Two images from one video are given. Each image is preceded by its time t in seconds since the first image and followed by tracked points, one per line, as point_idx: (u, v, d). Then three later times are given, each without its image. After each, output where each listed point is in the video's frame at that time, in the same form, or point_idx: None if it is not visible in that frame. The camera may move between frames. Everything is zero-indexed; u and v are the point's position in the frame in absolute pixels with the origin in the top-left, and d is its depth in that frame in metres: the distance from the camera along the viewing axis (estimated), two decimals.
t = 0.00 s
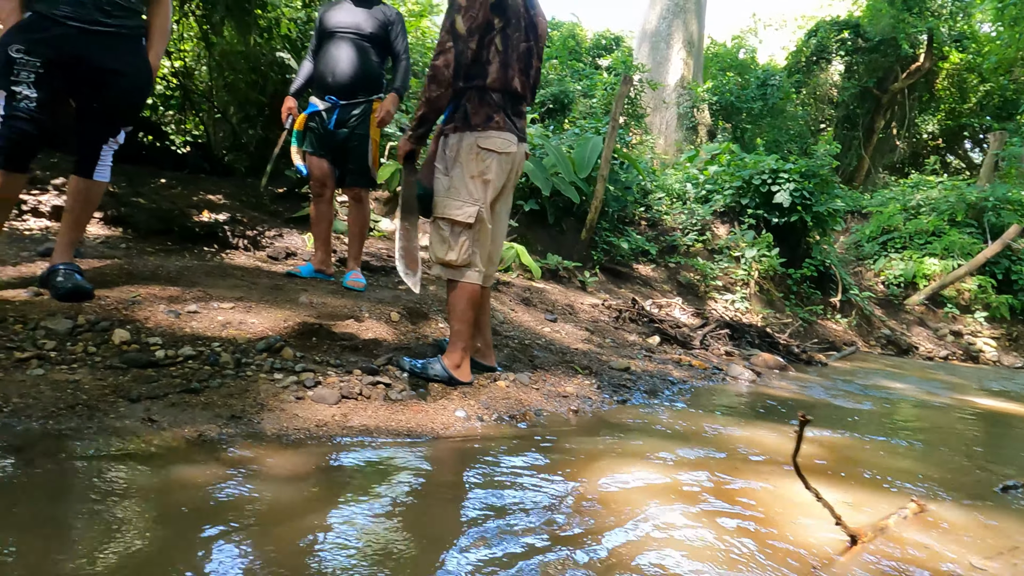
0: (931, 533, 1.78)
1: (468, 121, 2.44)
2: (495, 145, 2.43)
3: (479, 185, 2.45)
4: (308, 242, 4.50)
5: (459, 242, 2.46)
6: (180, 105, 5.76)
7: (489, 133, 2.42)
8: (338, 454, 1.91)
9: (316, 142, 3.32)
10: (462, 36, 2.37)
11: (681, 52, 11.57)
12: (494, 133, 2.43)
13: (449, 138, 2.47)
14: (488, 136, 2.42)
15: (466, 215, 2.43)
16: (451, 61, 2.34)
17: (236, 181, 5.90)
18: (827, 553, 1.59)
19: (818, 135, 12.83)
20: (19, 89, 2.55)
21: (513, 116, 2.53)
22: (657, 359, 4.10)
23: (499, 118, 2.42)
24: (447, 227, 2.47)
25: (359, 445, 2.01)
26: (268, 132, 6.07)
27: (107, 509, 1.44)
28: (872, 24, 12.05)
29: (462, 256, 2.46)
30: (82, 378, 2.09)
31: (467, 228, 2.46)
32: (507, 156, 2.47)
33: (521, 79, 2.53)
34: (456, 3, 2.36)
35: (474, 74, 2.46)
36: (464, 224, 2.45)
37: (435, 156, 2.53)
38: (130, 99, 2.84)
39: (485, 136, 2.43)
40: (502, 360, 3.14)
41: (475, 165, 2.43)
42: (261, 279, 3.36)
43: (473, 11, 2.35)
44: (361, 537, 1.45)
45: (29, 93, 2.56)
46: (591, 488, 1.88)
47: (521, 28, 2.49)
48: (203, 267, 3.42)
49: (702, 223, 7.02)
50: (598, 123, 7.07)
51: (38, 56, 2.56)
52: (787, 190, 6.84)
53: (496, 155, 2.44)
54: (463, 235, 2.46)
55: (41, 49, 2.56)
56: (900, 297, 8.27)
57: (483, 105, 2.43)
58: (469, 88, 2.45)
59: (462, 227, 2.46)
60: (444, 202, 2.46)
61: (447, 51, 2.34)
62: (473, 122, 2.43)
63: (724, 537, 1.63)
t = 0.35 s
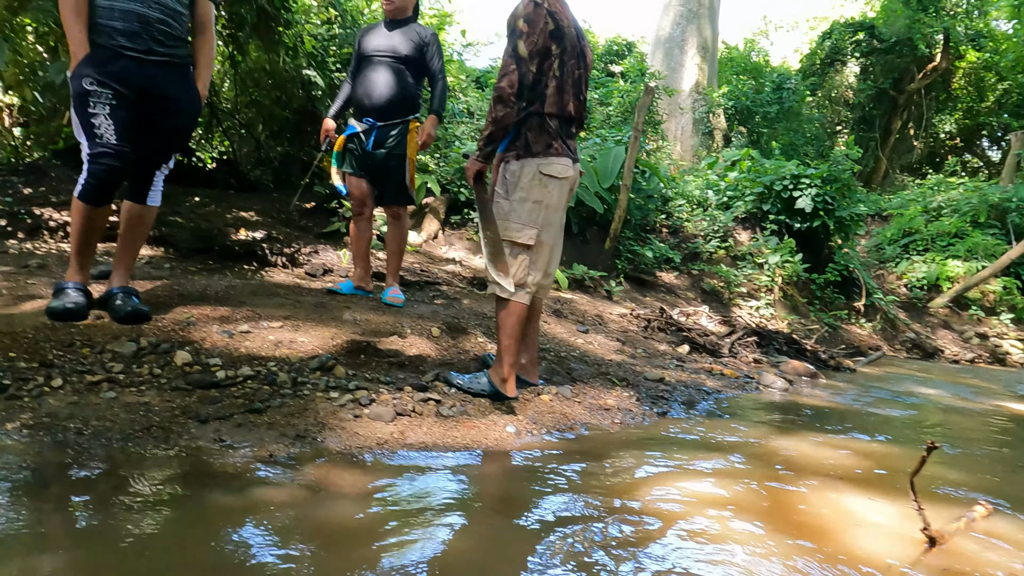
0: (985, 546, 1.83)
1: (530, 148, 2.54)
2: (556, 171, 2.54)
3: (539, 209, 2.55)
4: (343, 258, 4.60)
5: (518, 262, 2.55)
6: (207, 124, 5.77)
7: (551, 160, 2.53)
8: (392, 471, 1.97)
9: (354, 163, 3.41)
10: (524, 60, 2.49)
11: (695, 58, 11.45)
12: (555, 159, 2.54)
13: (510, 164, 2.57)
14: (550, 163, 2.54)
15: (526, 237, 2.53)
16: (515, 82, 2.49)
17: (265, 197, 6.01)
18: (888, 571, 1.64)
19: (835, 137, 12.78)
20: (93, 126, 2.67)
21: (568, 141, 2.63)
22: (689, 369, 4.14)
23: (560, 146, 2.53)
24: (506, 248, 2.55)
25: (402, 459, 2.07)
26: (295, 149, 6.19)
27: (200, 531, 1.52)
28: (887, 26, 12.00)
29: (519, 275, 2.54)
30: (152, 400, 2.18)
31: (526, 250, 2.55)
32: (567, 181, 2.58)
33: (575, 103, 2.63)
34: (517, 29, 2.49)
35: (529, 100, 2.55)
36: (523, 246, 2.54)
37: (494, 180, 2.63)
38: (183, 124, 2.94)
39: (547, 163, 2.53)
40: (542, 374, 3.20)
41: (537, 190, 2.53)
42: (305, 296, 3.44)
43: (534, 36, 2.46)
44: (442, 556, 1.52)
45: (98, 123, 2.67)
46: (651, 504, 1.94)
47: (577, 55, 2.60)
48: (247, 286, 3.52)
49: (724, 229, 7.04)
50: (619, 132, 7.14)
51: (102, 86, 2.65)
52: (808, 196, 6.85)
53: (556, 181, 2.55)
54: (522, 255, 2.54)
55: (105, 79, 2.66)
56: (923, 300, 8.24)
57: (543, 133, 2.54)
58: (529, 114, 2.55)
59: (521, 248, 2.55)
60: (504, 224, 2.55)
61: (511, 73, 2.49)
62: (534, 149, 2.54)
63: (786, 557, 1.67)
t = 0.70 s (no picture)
0: None
1: (563, 169, 2.68)
2: (586, 190, 2.69)
3: (569, 227, 2.68)
4: (368, 273, 4.69)
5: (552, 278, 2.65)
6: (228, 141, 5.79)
7: (581, 179, 2.68)
8: (427, 489, 2.01)
9: (381, 181, 3.49)
10: (571, 80, 2.62)
11: (709, 64, 11.44)
12: (585, 179, 2.70)
13: (543, 184, 2.68)
14: (580, 183, 2.68)
15: (558, 254, 2.66)
16: (561, 102, 2.61)
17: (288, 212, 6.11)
18: None
19: (850, 140, 12.71)
20: (124, 151, 2.76)
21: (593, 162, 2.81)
22: (713, 378, 4.15)
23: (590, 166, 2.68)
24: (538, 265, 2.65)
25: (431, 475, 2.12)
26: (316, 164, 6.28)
27: (254, 547, 1.57)
28: (902, 28, 11.86)
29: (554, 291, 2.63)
30: (195, 420, 2.25)
31: (558, 265, 2.67)
32: (593, 200, 2.74)
33: (600, 126, 2.82)
34: (564, 51, 2.60)
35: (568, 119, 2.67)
36: (556, 262, 2.65)
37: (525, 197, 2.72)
38: (213, 146, 2.99)
39: (578, 182, 2.67)
40: (569, 386, 3.24)
41: (568, 209, 2.67)
42: (334, 313, 3.52)
43: (581, 59, 2.62)
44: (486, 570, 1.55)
45: (133, 148, 2.75)
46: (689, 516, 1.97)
47: (609, 82, 2.79)
48: (277, 303, 3.59)
49: (742, 236, 7.03)
50: (635, 141, 7.16)
51: (136, 109, 2.72)
52: (827, 202, 6.81)
53: (585, 199, 2.70)
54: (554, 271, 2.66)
55: (138, 103, 2.73)
56: (946, 304, 8.18)
57: (574, 154, 2.68)
58: (566, 135, 2.68)
59: (553, 265, 2.66)
60: (537, 242, 2.65)
61: (560, 92, 2.60)
62: (566, 169, 2.67)
63: (825, 570, 1.69)
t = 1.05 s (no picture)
0: None
1: (592, 170, 2.74)
2: (613, 199, 2.79)
3: (595, 233, 2.76)
4: (391, 283, 4.75)
5: (579, 282, 2.71)
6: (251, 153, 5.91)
7: (609, 187, 2.77)
8: (450, 501, 2.05)
9: (406, 194, 3.53)
10: (601, 76, 2.67)
11: (726, 68, 11.34)
12: (612, 186, 2.79)
13: (573, 186, 2.73)
14: (608, 190, 2.78)
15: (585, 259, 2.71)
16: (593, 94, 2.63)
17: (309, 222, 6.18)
18: None
19: (870, 142, 12.59)
20: (151, 166, 2.77)
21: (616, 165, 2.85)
22: (736, 387, 4.13)
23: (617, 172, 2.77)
24: (566, 269, 2.70)
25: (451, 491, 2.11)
26: (336, 174, 6.35)
27: (292, 559, 1.60)
28: (921, 29, 11.72)
29: (580, 296, 2.70)
30: (230, 432, 2.30)
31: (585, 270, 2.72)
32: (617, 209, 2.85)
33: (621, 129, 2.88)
34: (592, 51, 2.66)
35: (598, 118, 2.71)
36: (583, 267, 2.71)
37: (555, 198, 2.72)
38: (237, 159, 2.99)
39: (605, 189, 2.76)
40: (593, 396, 3.25)
41: (597, 214, 2.75)
42: (359, 323, 3.57)
43: (608, 59, 2.68)
44: None
45: (157, 163, 2.76)
46: (719, 530, 1.97)
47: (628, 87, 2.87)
48: (303, 314, 3.65)
49: (762, 242, 6.99)
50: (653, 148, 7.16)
51: (159, 123, 2.72)
52: (848, 207, 6.76)
53: (610, 208, 2.79)
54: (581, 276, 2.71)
55: (161, 116, 2.73)
56: (970, 309, 8.08)
57: (602, 156, 2.75)
58: (595, 135, 2.73)
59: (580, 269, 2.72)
60: (566, 246, 2.69)
61: (593, 84, 2.62)
62: (596, 172, 2.75)
63: None
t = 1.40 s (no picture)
0: None
1: (632, 157, 2.79)
2: (654, 189, 2.82)
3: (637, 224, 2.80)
4: (418, 289, 4.83)
5: (621, 274, 2.74)
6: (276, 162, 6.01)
7: (649, 177, 2.81)
8: (487, 502, 2.10)
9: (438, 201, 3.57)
10: (641, 68, 2.80)
11: (744, 72, 11.29)
12: (652, 177, 2.83)
13: (615, 175, 2.77)
14: (648, 181, 2.81)
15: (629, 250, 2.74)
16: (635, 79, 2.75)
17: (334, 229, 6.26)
18: None
19: (890, 145, 12.51)
20: (192, 176, 2.80)
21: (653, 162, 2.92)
22: (763, 392, 4.13)
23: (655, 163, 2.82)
24: (608, 261, 2.73)
25: (479, 497, 2.13)
26: (359, 182, 6.43)
27: (345, 559, 1.65)
28: (942, 30, 11.60)
29: (623, 287, 2.74)
30: (274, 437, 2.36)
31: (629, 261, 2.76)
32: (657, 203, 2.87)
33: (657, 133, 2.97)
34: (628, 48, 2.81)
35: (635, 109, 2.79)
36: (627, 258, 2.74)
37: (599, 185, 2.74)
38: (272, 169, 3.04)
39: (646, 180, 2.80)
40: (623, 401, 3.28)
41: (637, 203, 2.78)
42: (391, 330, 3.63)
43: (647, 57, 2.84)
44: None
45: (200, 173, 2.80)
46: (762, 536, 1.99)
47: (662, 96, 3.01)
48: (335, 320, 3.72)
49: (784, 246, 6.97)
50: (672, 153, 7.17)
51: (202, 134, 2.77)
52: (871, 210, 6.72)
53: (651, 198, 2.82)
54: (625, 267, 2.75)
55: (204, 127, 2.77)
56: (996, 312, 7.99)
57: (640, 145, 2.80)
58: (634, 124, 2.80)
59: (623, 261, 2.75)
60: (608, 238, 2.73)
61: (633, 72, 2.74)
62: (636, 159, 2.79)
63: None
